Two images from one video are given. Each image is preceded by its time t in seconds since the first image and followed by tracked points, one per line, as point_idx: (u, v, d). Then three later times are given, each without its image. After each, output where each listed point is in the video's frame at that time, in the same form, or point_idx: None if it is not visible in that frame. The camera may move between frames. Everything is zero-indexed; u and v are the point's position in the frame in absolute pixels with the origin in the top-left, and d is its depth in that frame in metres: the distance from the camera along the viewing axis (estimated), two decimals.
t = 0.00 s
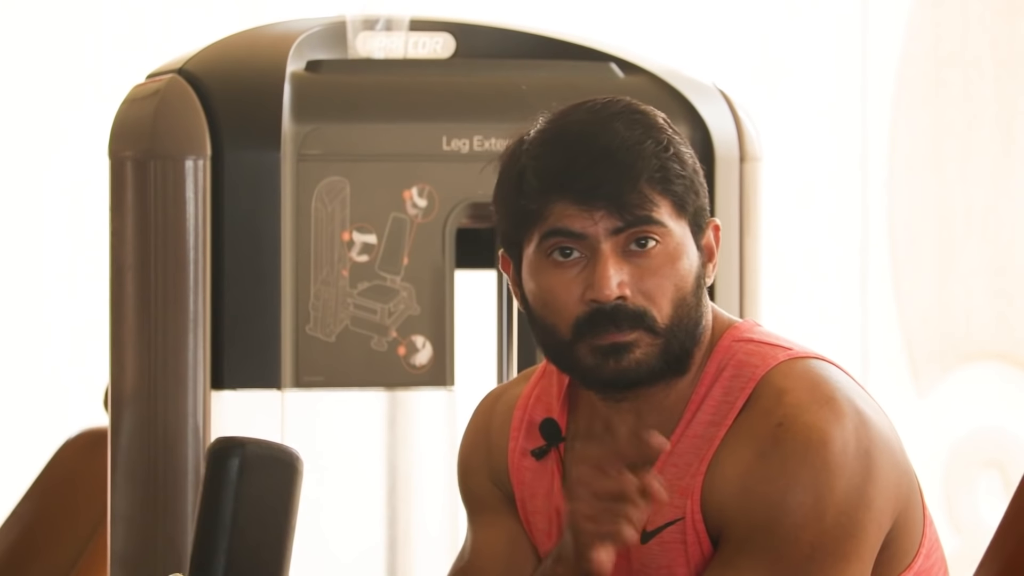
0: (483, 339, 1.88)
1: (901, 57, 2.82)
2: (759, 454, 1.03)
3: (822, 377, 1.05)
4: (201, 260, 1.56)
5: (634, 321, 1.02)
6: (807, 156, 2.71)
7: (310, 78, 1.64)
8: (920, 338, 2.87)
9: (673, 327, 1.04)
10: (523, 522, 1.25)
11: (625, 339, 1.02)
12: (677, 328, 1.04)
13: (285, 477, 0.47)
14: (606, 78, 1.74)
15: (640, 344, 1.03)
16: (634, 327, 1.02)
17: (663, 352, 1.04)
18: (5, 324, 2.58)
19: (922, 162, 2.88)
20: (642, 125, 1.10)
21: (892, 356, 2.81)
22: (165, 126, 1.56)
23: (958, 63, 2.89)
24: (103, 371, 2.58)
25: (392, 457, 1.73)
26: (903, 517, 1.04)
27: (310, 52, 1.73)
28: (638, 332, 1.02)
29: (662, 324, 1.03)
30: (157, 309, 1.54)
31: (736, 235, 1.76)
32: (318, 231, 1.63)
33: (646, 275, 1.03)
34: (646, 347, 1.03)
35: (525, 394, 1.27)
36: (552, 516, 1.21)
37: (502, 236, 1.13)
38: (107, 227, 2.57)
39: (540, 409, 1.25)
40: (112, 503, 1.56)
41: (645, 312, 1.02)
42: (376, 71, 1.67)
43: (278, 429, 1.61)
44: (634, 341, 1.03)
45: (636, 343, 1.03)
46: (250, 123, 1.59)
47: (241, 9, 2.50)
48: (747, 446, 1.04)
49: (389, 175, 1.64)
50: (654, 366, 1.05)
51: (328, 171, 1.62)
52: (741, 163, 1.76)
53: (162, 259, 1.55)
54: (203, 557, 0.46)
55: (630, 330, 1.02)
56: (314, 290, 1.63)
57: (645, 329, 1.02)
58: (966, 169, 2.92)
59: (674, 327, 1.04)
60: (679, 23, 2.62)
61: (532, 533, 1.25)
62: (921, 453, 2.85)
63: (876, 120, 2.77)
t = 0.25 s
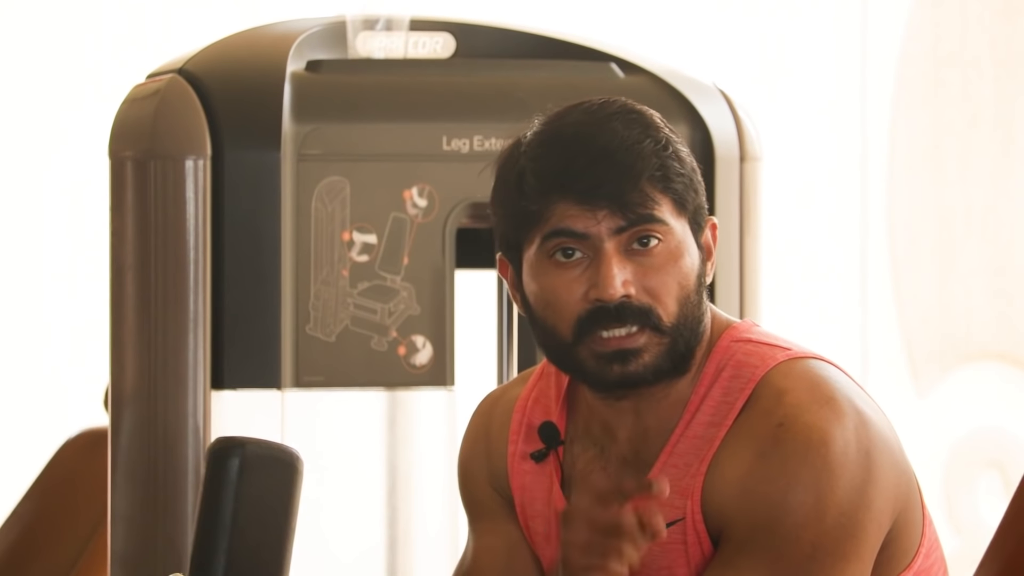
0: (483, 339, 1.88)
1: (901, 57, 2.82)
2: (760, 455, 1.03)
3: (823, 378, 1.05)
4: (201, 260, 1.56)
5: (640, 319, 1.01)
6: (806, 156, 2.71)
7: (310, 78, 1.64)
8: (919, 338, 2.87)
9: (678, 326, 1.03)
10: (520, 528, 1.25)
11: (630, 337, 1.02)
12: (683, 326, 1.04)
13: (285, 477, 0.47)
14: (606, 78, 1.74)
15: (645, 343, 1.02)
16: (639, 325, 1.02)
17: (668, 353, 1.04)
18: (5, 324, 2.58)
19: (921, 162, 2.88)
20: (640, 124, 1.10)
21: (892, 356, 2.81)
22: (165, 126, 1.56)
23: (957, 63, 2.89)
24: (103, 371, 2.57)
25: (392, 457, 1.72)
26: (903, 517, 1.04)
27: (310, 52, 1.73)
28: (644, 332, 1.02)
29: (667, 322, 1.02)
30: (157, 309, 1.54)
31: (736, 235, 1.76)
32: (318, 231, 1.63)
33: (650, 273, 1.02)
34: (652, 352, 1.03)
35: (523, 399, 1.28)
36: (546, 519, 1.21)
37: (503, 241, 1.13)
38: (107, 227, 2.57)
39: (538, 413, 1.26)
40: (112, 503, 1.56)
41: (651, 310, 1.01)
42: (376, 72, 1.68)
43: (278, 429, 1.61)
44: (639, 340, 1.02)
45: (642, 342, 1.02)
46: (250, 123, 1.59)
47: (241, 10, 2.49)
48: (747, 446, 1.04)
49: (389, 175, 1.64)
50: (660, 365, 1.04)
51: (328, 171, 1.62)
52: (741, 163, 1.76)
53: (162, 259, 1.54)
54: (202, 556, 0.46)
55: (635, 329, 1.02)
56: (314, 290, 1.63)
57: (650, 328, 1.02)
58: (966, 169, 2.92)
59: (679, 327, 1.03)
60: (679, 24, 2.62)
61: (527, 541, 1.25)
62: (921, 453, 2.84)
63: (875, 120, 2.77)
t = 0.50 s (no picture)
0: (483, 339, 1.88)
1: (901, 58, 2.82)
2: (759, 454, 1.02)
3: (821, 377, 1.04)
4: (201, 260, 1.56)
5: (640, 311, 1.02)
6: (806, 155, 2.71)
7: (310, 78, 1.64)
8: (919, 338, 2.87)
9: (678, 320, 1.04)
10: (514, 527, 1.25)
11: (630, 331, 1.03)
12: (682, 321, 1.04)
13: (286, 477, 0.46)
14: (606, 78, 1.74)
15: (645, 336, 1.03)
16: (639, 318, 1.02)
17: (668, 348, 1.05)
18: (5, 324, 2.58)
19: (921, 163, 2.88)
20: (641, 120, 1.09)
21: (891, 356, 2.81)
22: (165, 126, 1.55)
23: (957, 63, 2.89)
24: (103, 372, 2.58)
25: (392, 457, 1.73)
26: (901, 516, 1.04)
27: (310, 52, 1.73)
28: (644, 325, 1.02)
29: (667, 316, 1.03)
30: (157, 309, 1.54)
31: (736, 235, 1.76)
32: (318, 231, 1.63)
33: (651, 266, 1.03)
34: (652, 344, 1.03)
35: (519, 396, 1.29)
36: (543, 519, 1.20)
37: (503, 236, 1.14)
38: (107, 228, 2.57)
39: (535, 410, 1.27)
40: (112, 503, 1.56)
41: (651, 303, 1.02)
42: (376, 72, 1.68)
43: (278, 429, 1.61)
44: (640, 333, 1.03)
45: (643, 336, 1.03)
46: (250, 124, 1.59)
47: (240, 10, 2.49)
48: (746, 446, 1.04)
49: (389, 175, 1.64)
50: (660, 360, 1.05)
51: (328, 171, 1.62)
52: (741, 163, 1.76)
53: (162, 259, 1.54)
54: (202, 557, 0.45)
55: (635, 322, 1.02)
56: (314, 290, 1.63)
57: (650, 321, 1.02)
58: (965, 169, 2.92)
59: (679, 321, 1.04)
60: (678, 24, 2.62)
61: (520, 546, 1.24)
62: (921, 453, 2.84)
63: (875, 121, 2.78)
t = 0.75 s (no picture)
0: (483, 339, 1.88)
1: (901, 58, 2.82)
2: (752, 452, 1.02)
3: (813, 374, 1.04)
4: (201, 260, 1.56)
5: (629, 324, 1.02)
6: (807, 156, 2.71)
7: (311, 78, 1.65)
8: (919, 338, 2.88)
9: (668, 329, 1.04)
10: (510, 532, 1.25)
11: (622, 342, 1.03)
12: (673, 331, 1.04)
13: (286, 477, 0.46)
14: (607, 78, 1.74)
15: (637, 347, 1.03)
16: (630, 330, 1.02)
17: (660, 357, 1.05)
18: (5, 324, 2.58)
19: (921, 163, 2.88)
20: (627, 129, 1.08)
21: (891, 357, 2.81)
22: (166, 125, 1.55)
23: (958, 63, 2.89)
24: (103, 371, 2.58)
25: (392, 459, 1.71)
26: (896, 513, 1.04)
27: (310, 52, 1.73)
28: (635, 336, 1.02)
29: (658, 326, 1.03)
30: (158, 309, 1.54)
31: (736, 235, 1.76)
32: (319, 231, 1.63)
33: (640, 278, 1.02)
34: (645, 355, 1.04)
35: (513, 400, 1.29)
36: (539, 522, 1.19)
37: (491, 249, 1.13)
38: (107, 228, 2.57)
39: (529, 414, 1.26)
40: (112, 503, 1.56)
41: (641, 315, 1.02)
42: (377, 72, 1.68)
43: (279, 429, 1.61)
44: (630, 344, 1.03)
45: (634, 345, 1.03)
46: (251, 124, 1.59)
47: (240, 10, 2.49)
48: (740, 444, 1.04)
49: (389, 175, 1.64)
50: (652, 370, 1.05)
51: (329, 171, 1.63)
52: (741, 163, 1.76)
53: (162, 259, 1.54)
54: (203, 556, 0.45)
55: (626, 334, 1.03)
56: (314, 290, 1.63)
57: (640, 331, 1.02)
58: (966, 170, 2.91)
59: (669, 330, 1.04)
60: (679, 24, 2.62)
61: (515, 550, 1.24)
62: (921, 453, 2.84)
63: (875, 121, 2.78)
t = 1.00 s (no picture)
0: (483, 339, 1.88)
1: (901, 58, 2.82)
2: (741, 446, 1.03)
3: (800, 369, 1.05)
4: (201, 260, 1.56)
5: (610, 327, 1.02)
6: (806, 156, 2.71)
7: (311, 78, 1.65)
8: (919, 338, 2.87)
9: (648, 331, 1.04)
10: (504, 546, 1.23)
11: (601, 345, 1.03)
12: (654, 332, 1.05)
13: (286, 477, 0.46)
14: (607, 78, 1.74)
15: (617, 350, 1.03)
16: (610, 334, 1.02)
17: (642, 359, 1.05)
18: (5, 325, 2.58)
19: (921, 162, 2.88)
20: (602, 133, 1.08)
21: (891, 357, 2.81)
22: (166, 125, 1.55)
23: (958, 62, 2.89)
24: (103, 372, 2.58)
25: (392, 459, 1.71)
26: (887, 508, 1.04)
27: (310, 52, 1.73)
28: (616, 339, 1.03)
29: (637, 329, 1.03)
30: (157, 309, 1.54)
31: (737, 235, 1.76)
32: (319, 230, 1.63)
33: (619, 282, 1.03)
34: (626, 357, 1.04)
35: (501, 414, 1.28)
36: (534, 532, 1.18)
37: (469, 257, 1.13)
38: (107, 228, 2.57)
39: (518, 425, 1.25)
40: (112, 504, 1.56)
41: (620, 319, 1.02)
42: (377, 72, 1.68)
43: (279, 429, 1.61)
44: (611, 347, 1.03)
45: (616, 351, 1.03)
46: (251, 123, 1.59)
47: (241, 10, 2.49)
48: (728, 439, 1.04)
49: (389, 175, 1.64)
50: (635, 373, 1.05)
51: (329, 171, 1.63)
52: (741, 162, 1.76)
53: (163, 259, 1.54)
54: (203, 556, 0.45)
55: (607, 337, 1.02)
56: (314, 290, 1.63)
57: (622, 336, 1.03)
58: (966, 170, 2.91)
59: (649, 333, 1.04)
60: (679, 23, 2.62)
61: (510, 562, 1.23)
62: (922, 452, 2.84)
63: (875, 122, 2.77)
